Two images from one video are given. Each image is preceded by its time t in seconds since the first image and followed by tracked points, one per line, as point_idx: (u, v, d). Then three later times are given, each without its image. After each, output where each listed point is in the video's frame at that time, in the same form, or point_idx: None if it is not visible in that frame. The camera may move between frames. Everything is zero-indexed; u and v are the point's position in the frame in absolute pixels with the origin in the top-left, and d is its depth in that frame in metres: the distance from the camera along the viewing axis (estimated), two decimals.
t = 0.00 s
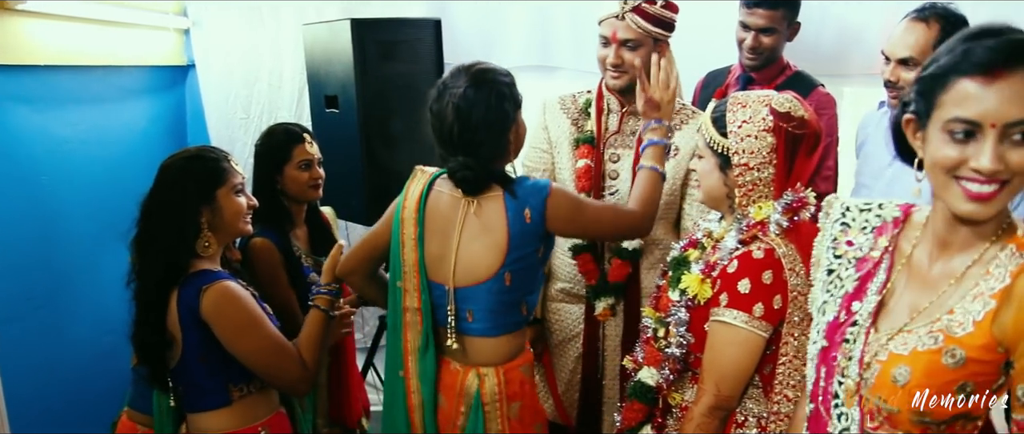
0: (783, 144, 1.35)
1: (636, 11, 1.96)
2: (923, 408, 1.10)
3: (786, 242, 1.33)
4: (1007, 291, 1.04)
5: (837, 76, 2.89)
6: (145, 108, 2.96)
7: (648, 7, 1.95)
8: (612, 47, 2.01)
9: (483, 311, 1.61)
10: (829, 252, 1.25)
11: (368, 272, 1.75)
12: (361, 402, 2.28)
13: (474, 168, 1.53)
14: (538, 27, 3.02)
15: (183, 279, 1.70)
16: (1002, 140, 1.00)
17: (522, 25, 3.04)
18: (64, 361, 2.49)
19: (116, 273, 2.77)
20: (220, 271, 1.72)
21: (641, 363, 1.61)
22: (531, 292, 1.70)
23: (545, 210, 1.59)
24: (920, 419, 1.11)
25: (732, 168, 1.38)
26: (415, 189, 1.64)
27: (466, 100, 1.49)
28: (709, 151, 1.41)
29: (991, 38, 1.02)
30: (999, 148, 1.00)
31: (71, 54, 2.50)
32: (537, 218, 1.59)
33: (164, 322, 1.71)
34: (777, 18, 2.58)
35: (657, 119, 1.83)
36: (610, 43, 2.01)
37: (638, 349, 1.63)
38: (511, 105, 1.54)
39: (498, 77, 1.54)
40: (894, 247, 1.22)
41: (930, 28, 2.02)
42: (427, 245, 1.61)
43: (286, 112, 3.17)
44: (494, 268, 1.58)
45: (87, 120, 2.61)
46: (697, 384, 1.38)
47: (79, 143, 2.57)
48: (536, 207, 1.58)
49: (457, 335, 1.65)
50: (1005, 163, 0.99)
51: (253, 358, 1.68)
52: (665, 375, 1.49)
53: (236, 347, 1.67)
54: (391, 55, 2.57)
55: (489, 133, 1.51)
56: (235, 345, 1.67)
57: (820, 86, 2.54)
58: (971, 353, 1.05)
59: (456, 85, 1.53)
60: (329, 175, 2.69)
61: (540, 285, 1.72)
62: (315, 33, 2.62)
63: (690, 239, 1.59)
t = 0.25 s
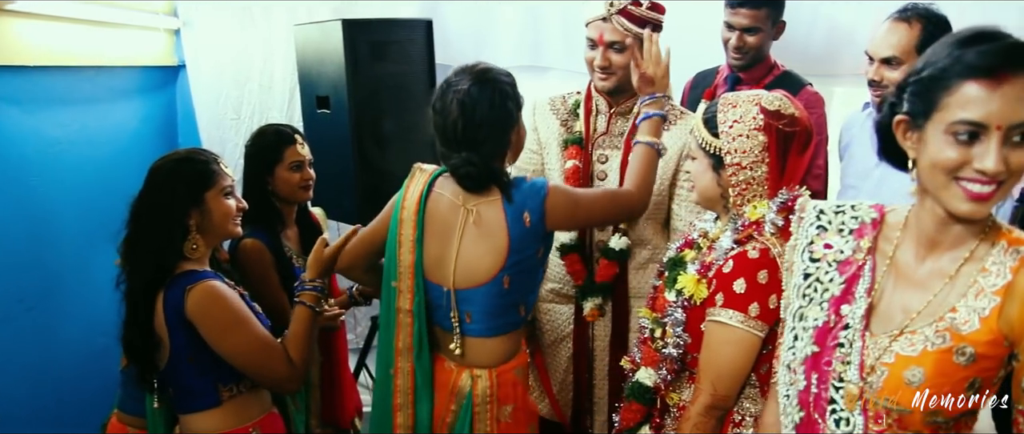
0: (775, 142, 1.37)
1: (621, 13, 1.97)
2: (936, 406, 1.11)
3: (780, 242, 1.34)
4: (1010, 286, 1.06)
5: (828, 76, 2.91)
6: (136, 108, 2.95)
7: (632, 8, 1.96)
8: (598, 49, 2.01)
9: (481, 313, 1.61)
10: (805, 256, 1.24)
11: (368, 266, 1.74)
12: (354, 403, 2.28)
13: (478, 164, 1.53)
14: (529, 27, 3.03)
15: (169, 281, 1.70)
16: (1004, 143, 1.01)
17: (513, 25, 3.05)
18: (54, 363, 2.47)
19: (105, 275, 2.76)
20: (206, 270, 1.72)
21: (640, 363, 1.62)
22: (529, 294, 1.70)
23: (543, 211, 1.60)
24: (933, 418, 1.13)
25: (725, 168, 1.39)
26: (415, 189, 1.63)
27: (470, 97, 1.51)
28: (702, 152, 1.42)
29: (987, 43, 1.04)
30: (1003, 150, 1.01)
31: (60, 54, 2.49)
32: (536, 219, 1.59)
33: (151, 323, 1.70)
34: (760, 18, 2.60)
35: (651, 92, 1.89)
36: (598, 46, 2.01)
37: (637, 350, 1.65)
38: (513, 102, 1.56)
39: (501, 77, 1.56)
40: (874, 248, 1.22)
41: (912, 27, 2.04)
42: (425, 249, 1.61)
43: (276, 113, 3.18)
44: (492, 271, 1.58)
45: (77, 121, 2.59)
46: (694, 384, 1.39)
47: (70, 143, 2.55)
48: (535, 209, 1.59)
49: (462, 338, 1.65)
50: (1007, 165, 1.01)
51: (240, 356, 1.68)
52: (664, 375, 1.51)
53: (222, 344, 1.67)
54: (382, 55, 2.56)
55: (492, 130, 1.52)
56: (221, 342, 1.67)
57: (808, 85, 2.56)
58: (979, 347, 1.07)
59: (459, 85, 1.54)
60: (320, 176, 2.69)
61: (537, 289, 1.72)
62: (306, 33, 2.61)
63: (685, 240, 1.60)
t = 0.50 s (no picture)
0: (773, 141, 1.37)
1: (613, 14, 1.97)
2: (936, 403, 1.12)
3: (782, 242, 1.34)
4: (1005, 283, 1.07)
5: (823, 76, 2.91)
6: (131, 109, 2.94)
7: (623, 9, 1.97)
8: (591, 50, 2.01)
9: (467, 327, 1.62)
10: (799, 258, 1.23)
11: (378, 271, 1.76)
12: (348, 403, 2.28)
13: (484, 187, 1.55)
14: (525, 28, 3.04)
15: (162, 281, 1.70)
16: (980, 143, 1.02)
17: (508, 26, 3.06)
18: (48, 365, 2.46)
19: (99, 276, 2.75)
20: (199, 271, 1.72)
21: (640, 363, 1.62)
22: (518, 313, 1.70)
23: (534, 241, 1.59)
24: (934, 416, 1.13)
25: (725, 169, 1.40)
26: (416, 194, 1.66)
27: (478, 118, 1.52)
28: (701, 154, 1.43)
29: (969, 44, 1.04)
30: (977, 150, 1.01)
31: (54, 54, 2.48)
32: (527, 247, 1.59)
33: (142, 322, 1.69)
34: (754, 18, 2.60)
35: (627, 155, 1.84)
36: (589, 47, 2.01)
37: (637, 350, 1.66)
38: (520, 123, 1.58)
39: (508, 96, 1.58)
40: (867, 248, 1.21)
41: (898, 24, 2.07)
42: (419, 256, 1.62)
43: (272, 114, 3.15)
44: (477, 291, 1.59)
45: (71, 121, 2.59)
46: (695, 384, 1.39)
47: (64, 144, 2.54)
48: (527, 237, 1.58)
49: (449, 347, 1.65)
50: (982, 165, 1.01)
51: (231, 356, 1.67)
52: (664, 376, 1.51)
53: (212, 344, 1.66)
54: (378, 55, 2.56)
55: (499, 151, 1.54)
56: (211, 342, 1.66)
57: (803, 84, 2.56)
58: (975, 343, 1.08)
59: (468, 104, 1.55)
60: (315, 177, 2.68)
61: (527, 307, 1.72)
62: (301, 33, 2.61)
63: (685, 241, 1.61)
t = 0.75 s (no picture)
0: (775, 138, 1.41)
1: (612, 11, 1.96)
2: (920, 401, 1.12)
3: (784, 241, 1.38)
4: (995, 282, 1.07)
5: (822, 75, 2.92)
6: (128, 108, 2.94)
7: (622, 6, 1.95)
8: (590, 48, 2.01)
9: (475, 309, 1.61)
10: (806, 253, 1.27)
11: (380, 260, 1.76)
12: (346, 402, 2.28)
13: (482, 163, 1.53)
14: (522, 28, 3.08)
15: (160, 280, 1.70)
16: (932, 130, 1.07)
17: (506, 26, 3.10)
18: (44, 364, 2.45)
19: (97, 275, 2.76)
20: (195, 268, 1.72)
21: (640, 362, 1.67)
22: (527, 292, 1.69)
23: (540, 209, 1.60)
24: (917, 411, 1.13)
25: (727, 166, 1.43)
26: (420, 180, 1.66)
27: (477, 97, 1.50)
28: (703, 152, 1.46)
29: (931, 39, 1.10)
30: (927, 136, 1.07)
31: (52, 53, 2.48)
32: (533, 217, 1.59)
33: (140, 321, 1.70)
34: (753, 17, 2.59)
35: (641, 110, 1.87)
36: (588, 45, 2.01)
37: (637, 348, 1.69)
38: (519, 101, 1.55)
39: (506, 75, 1.55)
40: (871, 244, 1.23)
41: (886, 18, 2.07)
42: (424, 239, 1.62)
43: (270, 112, 3.21)
44: (484, 267, 1.58)
45: (69, 121, 2.59)
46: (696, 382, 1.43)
47: (62, 143, 2.55)
48: (532, 206, 1.59)
49: (439, 324, 1.65)
50: (932, 151, 1.06)
51: (224, 353, 1.68)
52: (665, 374, 1.53)
53: (206, 340, 1.67)
54: (376, 54, 2.56)
55: (498, 130, 1.52)
56: (205, 339, 1.67)
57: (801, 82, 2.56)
58: (963, 340, 1.08)
59: (465, 84, 1.53)
60: (313, 176, 2.69)
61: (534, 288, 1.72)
62: (299, 32, 2.61)
63: (687, 239, 1.66)
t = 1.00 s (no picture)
0: (776, 136, 1.41)
1: (610, 9, 1.96)
2: (898, 399, 1.14)
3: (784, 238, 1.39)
4: (977, 283, 1.08)
5: (821, 75, 2.92)
6: (127, 108, 2.94)
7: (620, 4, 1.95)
8: (588, 47, 2.01)
9: (472, 314, 1.61)
10: (819, 249, 1.33)
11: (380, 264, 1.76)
12: (344, 401, 2.28)
13: (477, 167, 1.54)
14: (521, 28, 3.09)
15: (165, 278, 1.69)
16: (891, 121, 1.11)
17: (505, 26, 3.10)
18: (43, 364, 2.45)
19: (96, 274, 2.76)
20: (196, 264, 1.72)
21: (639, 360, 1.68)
22: (522, 298, 1.69)
23: (535, 217, 1.58)
24: (896, 410, 1.15)
25: (728, 164, 1.43)
26: (415, 182, 1.66)
27: (473, 100, 1.52)
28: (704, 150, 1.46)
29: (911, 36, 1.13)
30: (885, 129, 1.11)
31: (51, 53, 2.48)
32: (527, 222, 1.58)
33: (142, 320, 1.69)
34: (753, 19, 2.59)
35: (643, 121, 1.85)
36: (586, 43, 2.01)
37: (635, 347, 1.72)
38: (516, 104, 1.56)
39: (503, 77, 1.56)
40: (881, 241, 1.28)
41: (877, 17, 2.08)
42: (420, 244, 1.62)
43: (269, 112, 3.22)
44: (480, 273, 1.58)
45: (68, 121, 2.59)
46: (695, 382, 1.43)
47: (61, 142, 2.55)
48: (527, 211, 1.58)
49: (449, 333, 1.66)
50: (889, 144, 1.10)
51: (227, 352, 1.69)
52: (665, 372, 1.54)
53: (210, 338, 1.68)
54: (375, 54, 2.56)
55: (494, 133, 1.53)
56: (209, 337, 1.68)
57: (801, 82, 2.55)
58: (942, 343, 1.09)
59: (462, 86, 1.54)
60: (312, 176, 2.69)
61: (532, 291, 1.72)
62: (298, 32, 2.62)
63: (685, 237, 1.67)
